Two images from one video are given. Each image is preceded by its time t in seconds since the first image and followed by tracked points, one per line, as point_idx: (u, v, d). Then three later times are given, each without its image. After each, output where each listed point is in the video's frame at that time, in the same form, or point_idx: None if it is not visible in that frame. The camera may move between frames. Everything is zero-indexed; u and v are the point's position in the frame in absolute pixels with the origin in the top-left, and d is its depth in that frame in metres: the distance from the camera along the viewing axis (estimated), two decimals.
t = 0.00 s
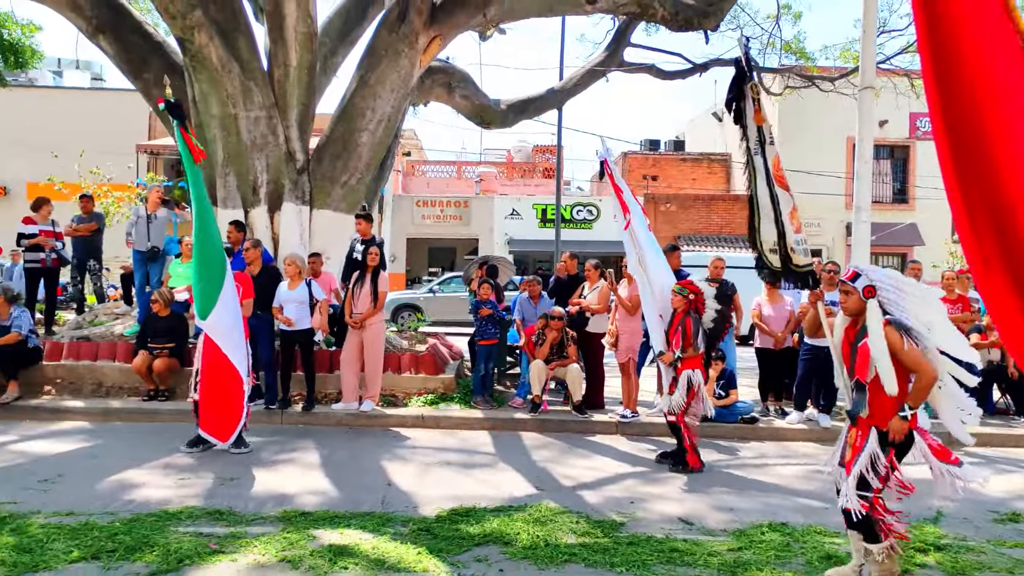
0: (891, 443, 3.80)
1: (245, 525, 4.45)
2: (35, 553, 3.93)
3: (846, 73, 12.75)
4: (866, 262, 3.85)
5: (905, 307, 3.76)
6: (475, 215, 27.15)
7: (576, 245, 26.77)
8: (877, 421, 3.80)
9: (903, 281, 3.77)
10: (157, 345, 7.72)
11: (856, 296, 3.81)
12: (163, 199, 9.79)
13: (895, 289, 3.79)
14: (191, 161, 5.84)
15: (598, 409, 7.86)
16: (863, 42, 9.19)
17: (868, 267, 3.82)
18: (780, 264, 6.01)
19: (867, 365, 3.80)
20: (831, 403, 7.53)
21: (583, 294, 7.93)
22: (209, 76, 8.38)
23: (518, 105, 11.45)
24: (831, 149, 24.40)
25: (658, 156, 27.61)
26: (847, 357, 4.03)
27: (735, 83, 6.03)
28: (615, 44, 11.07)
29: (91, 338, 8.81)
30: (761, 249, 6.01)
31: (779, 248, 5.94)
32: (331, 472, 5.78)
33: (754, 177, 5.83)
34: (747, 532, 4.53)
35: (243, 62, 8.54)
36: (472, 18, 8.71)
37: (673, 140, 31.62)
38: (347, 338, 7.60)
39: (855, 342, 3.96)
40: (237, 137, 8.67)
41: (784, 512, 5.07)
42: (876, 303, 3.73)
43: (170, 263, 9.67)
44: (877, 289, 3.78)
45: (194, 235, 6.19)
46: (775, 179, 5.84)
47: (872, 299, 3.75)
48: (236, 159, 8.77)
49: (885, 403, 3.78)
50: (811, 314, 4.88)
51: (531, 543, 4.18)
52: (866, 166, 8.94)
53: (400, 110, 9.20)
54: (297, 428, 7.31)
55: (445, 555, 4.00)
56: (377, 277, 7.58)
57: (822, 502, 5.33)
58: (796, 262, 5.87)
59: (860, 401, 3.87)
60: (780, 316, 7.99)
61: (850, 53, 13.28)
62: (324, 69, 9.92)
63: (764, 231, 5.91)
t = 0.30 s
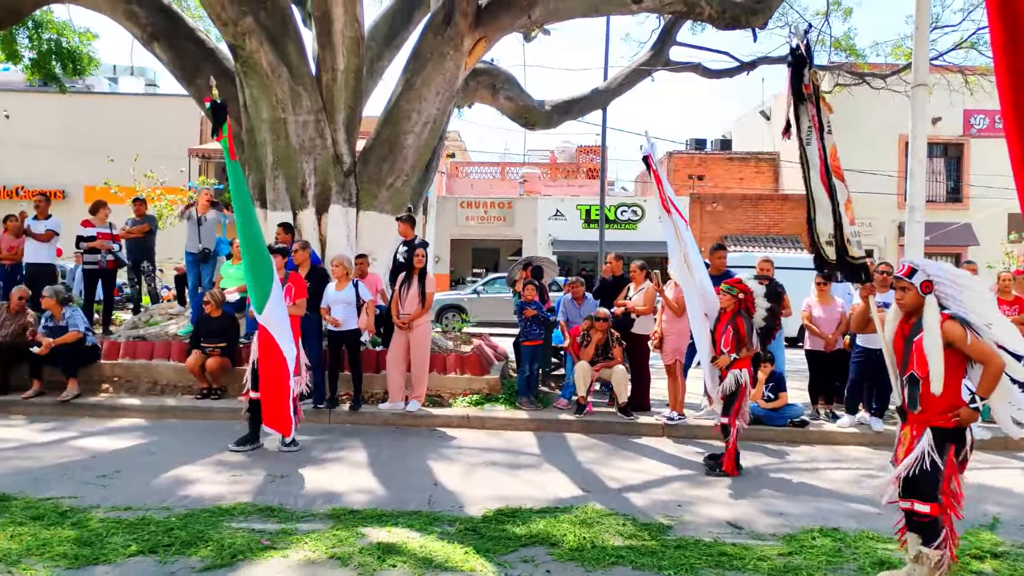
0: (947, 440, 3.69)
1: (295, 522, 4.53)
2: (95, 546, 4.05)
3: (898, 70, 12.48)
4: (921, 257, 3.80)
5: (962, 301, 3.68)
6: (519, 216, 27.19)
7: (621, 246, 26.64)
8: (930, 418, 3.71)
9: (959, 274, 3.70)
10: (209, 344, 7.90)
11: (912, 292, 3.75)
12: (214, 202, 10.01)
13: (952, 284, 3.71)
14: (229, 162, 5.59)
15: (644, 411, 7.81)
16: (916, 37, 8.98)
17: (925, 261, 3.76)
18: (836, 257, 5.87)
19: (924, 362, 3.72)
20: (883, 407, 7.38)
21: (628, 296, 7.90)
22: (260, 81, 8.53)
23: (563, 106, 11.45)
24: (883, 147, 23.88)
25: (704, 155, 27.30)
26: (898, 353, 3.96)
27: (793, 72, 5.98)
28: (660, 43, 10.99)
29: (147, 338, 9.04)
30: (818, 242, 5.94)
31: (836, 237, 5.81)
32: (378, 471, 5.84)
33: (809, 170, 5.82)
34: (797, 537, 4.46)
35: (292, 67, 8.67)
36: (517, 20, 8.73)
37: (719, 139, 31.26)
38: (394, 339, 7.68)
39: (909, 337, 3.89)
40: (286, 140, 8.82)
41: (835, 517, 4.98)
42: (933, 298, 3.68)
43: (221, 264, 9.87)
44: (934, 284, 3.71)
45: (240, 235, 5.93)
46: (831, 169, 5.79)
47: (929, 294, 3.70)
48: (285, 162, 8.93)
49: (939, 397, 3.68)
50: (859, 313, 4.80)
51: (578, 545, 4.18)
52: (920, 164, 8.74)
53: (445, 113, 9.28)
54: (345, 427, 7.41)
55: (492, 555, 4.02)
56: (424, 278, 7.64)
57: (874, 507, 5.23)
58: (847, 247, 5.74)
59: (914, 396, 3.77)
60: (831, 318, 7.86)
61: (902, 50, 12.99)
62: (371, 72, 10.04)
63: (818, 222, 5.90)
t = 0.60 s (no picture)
0: (999, 455, 3.61)
1: (344, 519, 4.60)
2: (152, 540, 4.17)
3: (952, 65, 12.17)
4: (977, 269, 3.68)
5: (1021, 313, 3.54)
6: (561, 217, 27.16)
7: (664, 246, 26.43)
8: (984, 433, 3.63)
9: (1017, 287, 3.55)
10: (259, 344, 8.05)
11: (969, 305, 3.64)
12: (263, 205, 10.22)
13: (1012, 296, 3.55)
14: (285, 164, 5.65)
15: (690, 413, 7.74)
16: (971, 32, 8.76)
17: (981, 274, 3.64)
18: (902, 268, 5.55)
19: (982, 376, 3.62)
20: (936, 410, 7.22)
21: (673, 297, 7.84)
22: (308, 86, 8.65)
23: (607, 106, 11.40)
24: (935, 145, 23.30)
25: (750, 154, 26.91)
26: (957, 367, 3.85)
27: (842, 81, 5.91)
28: (706, 41, 10.88)
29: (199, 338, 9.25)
30: (878, 252, 5.73)
31: (896, 247, 5.56)
32: (424, 470, 5.90)
33: (861, 182, 5.70)
34: (848, 542, 4.39)
35: (339, 71, 8.78)
36: (561, 20, 8.71)
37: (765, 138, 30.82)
38: (438, 339, 7.73)
39: (966, 350, 3.78)
40: (333, 143, 8.94)
41: (887, 523, 4.88)
42: (990, 311, 3.56)
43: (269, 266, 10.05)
44: (991, 297, 3.58)
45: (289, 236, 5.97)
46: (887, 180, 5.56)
47: (987, 307, 3.57)
48: (332, 165, 9.05)
49: (998, 413, 3.57)
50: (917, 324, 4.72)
51: (624, 547, 4.16)
52: (975, 162, 8.52)
53: (489, 114, 9.32)
54: (390, 426, 7.49)
55: (538, 556, 4.03)
56: (468, 279, 7.69)
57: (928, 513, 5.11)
58: (899, 260, 5.52)
59: (974, 413, 3.67)
60: (883, 320, 7.70)
61: (955, 45, 12.67)
62: (415, 74, 10.13)
63: (876, 233, 5.69)
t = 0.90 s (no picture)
0: None
1: (391, 518, 4.65)
2: (205, 535, 4.26)
3: (1009, 60, 11.83)
4: None
5: None
6: (605, 217, 27.05)
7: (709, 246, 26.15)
8: None
9: None
10: (306, 344, 8.18)
11: None
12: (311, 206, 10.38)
13: None
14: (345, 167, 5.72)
15: (737, 415, 7.65)
16: None
17: None
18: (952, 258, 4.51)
19: None
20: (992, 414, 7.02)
21: (719, 298, 7.76)
22: (354, 89, 8.76)
23: (651, 105, 11.32)
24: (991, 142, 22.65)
25: (796, 153, 26.63)
26: (1011, 357, 3.74)
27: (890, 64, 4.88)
28: (753, 39, 10.74)
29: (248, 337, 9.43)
30: (917, 245, 4.66)
31: (943, 236, 4.51)
32: (469, 470, 5.93)
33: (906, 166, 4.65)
34: (900, 548, 4.30)
35: (385, 74, 8.84)
36: (606, 20, 8.67)
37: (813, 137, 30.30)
38: (483, 339, 7.76)
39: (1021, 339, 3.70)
40: (378, 145, 9.04)
41: (941, 528, 4.76)
42: None
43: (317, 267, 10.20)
44: None
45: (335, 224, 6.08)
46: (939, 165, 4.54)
47: None
48: (377, 166, 9.15)
49: None
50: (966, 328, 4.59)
51: (671, 550, 4.14)
52: None
53: (533, 115, 9.33)
54: (435, 426, 7.54)
55: (584, 557, 4.03)
56: (513, 280, 7.70)
57: (983, 519, 4.98)
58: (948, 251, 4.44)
59: None
60: (936, 322, 7.51)
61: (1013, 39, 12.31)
62: (460, 77, 10.19)
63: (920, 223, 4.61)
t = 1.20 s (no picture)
0: None
1: (435, 516, 4.69)
2: (254, 530, 4.35)
3: None
4: None
5: None
6: (647, 216, 26.87)
7: (754, 246, 25.83)
8: None
9: None
10: (350, 344, 8.28)
11: None
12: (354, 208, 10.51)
13: None
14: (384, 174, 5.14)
15: (783, 418, 7.54)
16: None
17: None
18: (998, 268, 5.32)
19: None
20: None
21: (765, 299, 7.66)
22: (397, 91, 8.83)
23: (695, 103, 11.21)
24: None
25: (844, 150, 26.11)
26: None
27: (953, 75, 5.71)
28: (799, 35, 10.57)
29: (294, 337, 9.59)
30: (973, 252, 5.44)
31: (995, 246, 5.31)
32: (512, 470, 5.94)
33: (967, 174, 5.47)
34: (952, 553, 4.20)
35: (428, 76, 8.90)
36: (649, 19, 8.63)
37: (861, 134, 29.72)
38: (525, 339, 7.77)
39: None
40: (420, 146, 9.09)
41: (995, 534, 4.64)
42: None
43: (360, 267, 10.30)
44: None
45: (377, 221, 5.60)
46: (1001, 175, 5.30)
47: None
48: (420, 168, 9.22)
49: None
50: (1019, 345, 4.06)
51: (717, 553, 4.10)
52: None
53: (575, 115, 9.31)
54: (477, 426, 7.58)
55: (629, 559, 4.01)
56: (556, 280, 7.70)
57: None
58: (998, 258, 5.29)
59: None
60: (990, 323, 7.30)
61: None
62: (502, 78, 10.22)
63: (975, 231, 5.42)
